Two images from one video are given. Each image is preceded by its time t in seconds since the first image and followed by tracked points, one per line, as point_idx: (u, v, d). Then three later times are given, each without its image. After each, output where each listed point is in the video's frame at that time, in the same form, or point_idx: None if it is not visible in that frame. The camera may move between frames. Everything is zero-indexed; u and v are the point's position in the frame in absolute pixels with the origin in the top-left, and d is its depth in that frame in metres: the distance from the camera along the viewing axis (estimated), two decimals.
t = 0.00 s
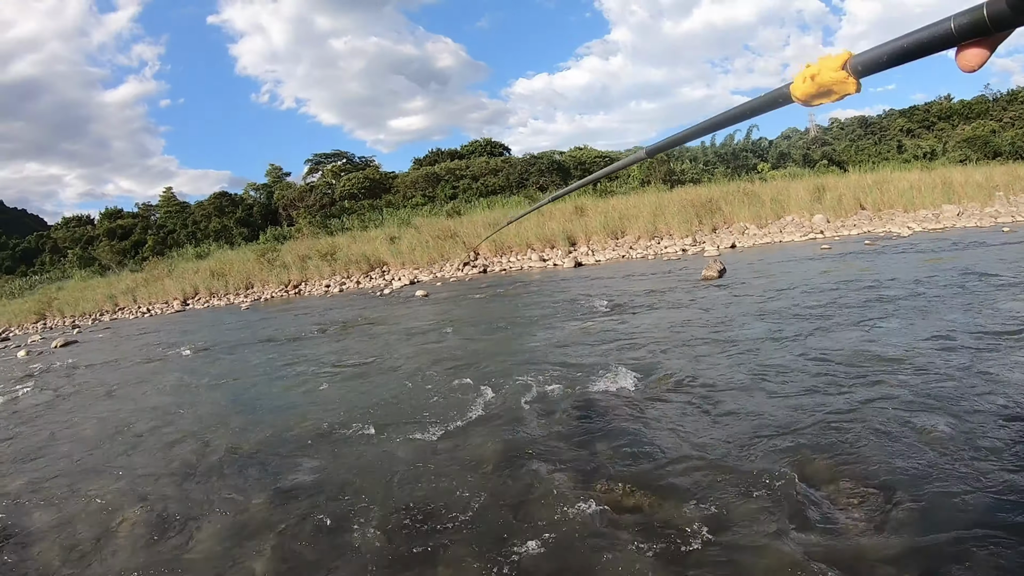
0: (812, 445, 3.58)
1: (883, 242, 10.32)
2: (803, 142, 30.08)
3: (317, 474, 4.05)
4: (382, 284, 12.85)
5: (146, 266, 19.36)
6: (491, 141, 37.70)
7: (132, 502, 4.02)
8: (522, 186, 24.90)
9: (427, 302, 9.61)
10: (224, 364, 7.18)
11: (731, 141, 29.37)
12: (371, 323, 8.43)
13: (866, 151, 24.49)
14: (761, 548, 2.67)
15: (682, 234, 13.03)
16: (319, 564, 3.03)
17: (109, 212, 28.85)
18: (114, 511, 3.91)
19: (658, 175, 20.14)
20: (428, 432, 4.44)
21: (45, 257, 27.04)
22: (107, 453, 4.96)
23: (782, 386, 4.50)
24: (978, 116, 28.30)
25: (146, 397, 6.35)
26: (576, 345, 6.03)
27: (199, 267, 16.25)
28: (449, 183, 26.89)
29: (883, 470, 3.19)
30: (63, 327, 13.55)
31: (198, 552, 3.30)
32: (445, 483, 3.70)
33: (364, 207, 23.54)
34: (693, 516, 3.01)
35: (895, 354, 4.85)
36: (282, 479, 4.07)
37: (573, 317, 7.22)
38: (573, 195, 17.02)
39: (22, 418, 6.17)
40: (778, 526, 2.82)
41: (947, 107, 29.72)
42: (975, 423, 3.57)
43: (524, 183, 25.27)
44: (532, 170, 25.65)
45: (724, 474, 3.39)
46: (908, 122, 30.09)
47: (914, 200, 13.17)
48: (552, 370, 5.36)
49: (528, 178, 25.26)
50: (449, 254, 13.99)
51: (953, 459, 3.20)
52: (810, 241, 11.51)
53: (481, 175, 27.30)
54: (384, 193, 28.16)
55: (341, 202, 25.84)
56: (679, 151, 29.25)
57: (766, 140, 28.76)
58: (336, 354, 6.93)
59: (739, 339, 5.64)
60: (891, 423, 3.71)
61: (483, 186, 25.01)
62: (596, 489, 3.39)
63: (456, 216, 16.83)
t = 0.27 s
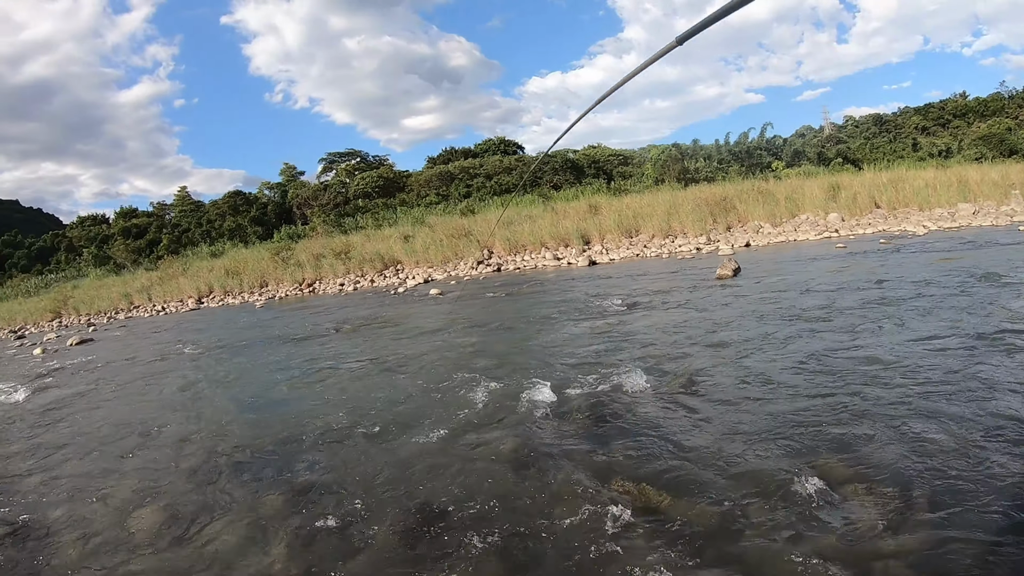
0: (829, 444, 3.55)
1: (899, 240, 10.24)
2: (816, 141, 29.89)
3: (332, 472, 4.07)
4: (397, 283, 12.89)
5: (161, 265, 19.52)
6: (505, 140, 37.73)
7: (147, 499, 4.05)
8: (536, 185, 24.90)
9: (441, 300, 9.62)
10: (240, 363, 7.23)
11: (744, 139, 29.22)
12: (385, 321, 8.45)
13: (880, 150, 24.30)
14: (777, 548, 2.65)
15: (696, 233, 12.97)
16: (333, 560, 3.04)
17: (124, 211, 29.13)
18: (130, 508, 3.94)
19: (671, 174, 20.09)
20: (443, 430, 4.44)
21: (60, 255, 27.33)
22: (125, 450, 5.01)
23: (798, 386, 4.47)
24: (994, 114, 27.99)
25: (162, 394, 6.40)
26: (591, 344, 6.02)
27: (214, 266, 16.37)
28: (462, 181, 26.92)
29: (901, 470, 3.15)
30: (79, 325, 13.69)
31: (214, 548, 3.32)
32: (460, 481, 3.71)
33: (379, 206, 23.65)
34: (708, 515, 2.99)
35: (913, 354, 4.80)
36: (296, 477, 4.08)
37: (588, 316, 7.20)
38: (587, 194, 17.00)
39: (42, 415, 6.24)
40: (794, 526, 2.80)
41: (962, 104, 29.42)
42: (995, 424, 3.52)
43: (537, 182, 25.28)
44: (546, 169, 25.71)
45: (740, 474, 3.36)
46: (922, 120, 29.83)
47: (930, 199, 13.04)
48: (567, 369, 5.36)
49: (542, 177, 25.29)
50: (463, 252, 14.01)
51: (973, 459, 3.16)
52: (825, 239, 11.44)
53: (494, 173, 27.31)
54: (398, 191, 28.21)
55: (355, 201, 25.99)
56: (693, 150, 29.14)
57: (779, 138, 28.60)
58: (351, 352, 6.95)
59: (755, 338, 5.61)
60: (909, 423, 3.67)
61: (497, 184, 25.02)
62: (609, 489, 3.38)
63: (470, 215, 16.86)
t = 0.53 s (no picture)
0: (850, 452, 3.53)
1: (933, 252, 10.05)
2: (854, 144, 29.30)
3: (349, 442, 4.13)
4: (425, 256, 12.94)
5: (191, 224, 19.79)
6: (543, 121, 37.44)
7: (168, 454, 4.15)
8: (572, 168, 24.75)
9: (468, 277, 9.64)
10: (265, 326, 7.33)
11: (781, 138, 28.71)
12: (411, 294, 8.49)
13: (920, 158, 23.76)
14: (788, 552, 2.67)
15: (728, 228, 12.85)
16: (348, 529, 3.11)
17: (157, 170, 29.56)
18: (152, 462, 4.05)
19: (707, 166, 19.88)
20: (461, 408, 4.48)
21: (92, 209, 27.84)
22: (150, 404, 5.13)
23: (822, 390, 4.43)
24: None
25: (188, 352, 6.52)
26: (616, 332, 6.00)
27: (245, 228, 16.57)
28: (500, 160, 26.79)
29: (920, 486, 3.11)
30: (109, 279, 13.97)
31: (232, 507, 3.41)
32: (475, 459, 3.74)
33: (412, 179, 23.72)
34: (721, 515, 2.99)
35: (942, 368, 4.72)
36: (313, 444, 4.15)
37: (615, 303, 7.18)
38: (620, 181, 16.86)
39: (73, 364, 6.41)
40: (808, 532, 2.79)
41: (1008, 117, 28.60)
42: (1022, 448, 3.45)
43: (573, 165, 25.15)
44: (581, 153, 25.62)
45: (756, 475, 3.35)
46: (965, 131, 29.10)
47: (969, 211, 12.75)
48: (590, 355, 5.35)
49: (578, 160, 25.19)
50: (493, 231, 14.00)
51: (995, 481, 3.13)
52: (858, 245, 11.26)
53: (531, 153, 27.08)
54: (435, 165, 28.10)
55: (388, 173, 26.08)
56: (731, 143, 28.71)
57: (817, 139, 28.05)
58: (376, 323, 7.01)
59: (782, 339, 5.56)
60: (933, 438, 3.61)
61: (533, 165, 24.88)
62: (624, 479, 3.38)
63: (502, 194, 16.81)
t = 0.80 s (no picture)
0: (853, 465, 3.52)
1: (947, 267, 9.98)
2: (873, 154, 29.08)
3: (354, 430, 4.16)
4: (439, 248, 12.97)
5: (207, 207, 19.90)
6: (562, 118, 37.42)
7: (172, 434, 4.19)
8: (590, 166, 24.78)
9: (480, 271, 9.65)
10: (276, 310, 7.38)
11: (800, 145, 28.49)
12: (422, 286, 8.50)
13: (939, 171, 23.54)
14: (786, 561, 2.67)
15: (743, 233, 12.80)
16: (348, 515, 3.14)
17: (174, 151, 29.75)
18: (156, 441, 4.09)
19: (726, 170, 19.85)
20: (466, 401, 4.49)
21: (109, 187, 28.08)
22: (158, 384, 5.19)
23: (829, 402, 4.40)
24: None
25: (197, 334, 6.57)
26: (625, 332, 6.00)
27: (260, 213, 16.64)
28: (517, 155, 26.77)
29: (920, 504, 3.09)
30: (123, 258, 14.11)
31: (235, 490, 3.45)
32: (477, 453, 3.76)
33: (429, 171, 23.80)
34: (718, 521, 2.99)
35: (951, 386, 4.67)
36: (316, 431, 4.17)
37: (626, 303, 7.18)
38: (637, 182, 16.82)
39: (85, 340, 6.48)
40: (804, 544, 2.78)
41: None
42: None
43: (591, 163, 25.18)
44: (600, 151, 25.66)
45: (756, 483, 3.34)
46: (986, 146, 28.80)
47: (988, 227, 12.59)
48: (597, 355, 5.36)
49: (596, 159, 25.24)
50: (507, 226, 14.01)
51: (997, 501, 3.11)
52: (873, 256, 11.20)
53: (549, 150, 27.01)
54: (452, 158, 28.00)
55: (404, 164, 26.12)
56: (750, 149, 28.58)
57: (837, 148, 27.79)
58: (386, 312, 7.04)
59: (790, 347, 5.54)
60: (938, 456, 3.59)
61: (550, 161, 24.86)
62: (623, 480, 3.39)
63: (518, 189, 16.81)
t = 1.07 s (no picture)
0: (836, 464, 3.53)
1: (928, 267, 10.08)
2: (854, 156, 29.43)
3: (336, 438, 4.11)
4: (421, 255, 12.95)
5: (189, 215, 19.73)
6: (543, 124, 37.63)
7: (155, 444, 4.14)
8: (570, 172, 24.88)
9: (463, 277, 9.63)
10: (258, 319, 7.31)
11: (781, 148, 28.82)
12: (405, 292, 8.48)
13: (919, 172, 23.86)
14: (771, 563, 2.66)
15: (724, 237, 12.88)
16: (331, 525, 3.10)
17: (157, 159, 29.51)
18: (138, 451, 4.03)
19: (706, 174, 19.91)
20: (450, 408, 4.47)
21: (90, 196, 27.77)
22: (137, 394, 5.10)
23: (811, 402, 4.44)
24: None
25: (179, 343, 6.50)
26: (609, 337, 6.01)
27: (242, 221, 16.52)
28: (498, 161, 26.77)
29: (903, 501, 3.12)
30: (104, 267, 13.94)
31: (215, 500, 3.39)
32: (461, 459, 3.74)
33: (411, 177, 23.77)
34: (703, 522, 3.00)
35: (932, 384, 4.73)
36: (301, 438, 4.14)
37: (609, 308, 7.19)
38: (619, 186, 16.91)
39: (62, 352, 6.37)
40: (788, 543, 2.80)
41: (1008, 135, 28.72)
42: (1007, 466, 3.46)
43: (572, 168, 25.29)
44: (581, 156, 25.76)
45: (741, 484, 3.36)
46: (965, 147, 29.24)
47: (967, 227, 12.79)
48: (580, 359, 5.35)
49: (576, 164, 25.33)
50: (489, 232, 14.03)
51: (979, 498, 3.14)
52: (854, 257, 11.29)
53: (530, 156, 27.15)
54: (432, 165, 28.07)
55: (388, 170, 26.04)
56: (730, 153, 28.86)
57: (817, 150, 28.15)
58: (369, 320, 7.00)
59: (772, 349, 5.57)
60: (919, 453, 3.63)
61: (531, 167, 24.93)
62: (609, 483, 3.39)
63: (501, 195, 16.84)
